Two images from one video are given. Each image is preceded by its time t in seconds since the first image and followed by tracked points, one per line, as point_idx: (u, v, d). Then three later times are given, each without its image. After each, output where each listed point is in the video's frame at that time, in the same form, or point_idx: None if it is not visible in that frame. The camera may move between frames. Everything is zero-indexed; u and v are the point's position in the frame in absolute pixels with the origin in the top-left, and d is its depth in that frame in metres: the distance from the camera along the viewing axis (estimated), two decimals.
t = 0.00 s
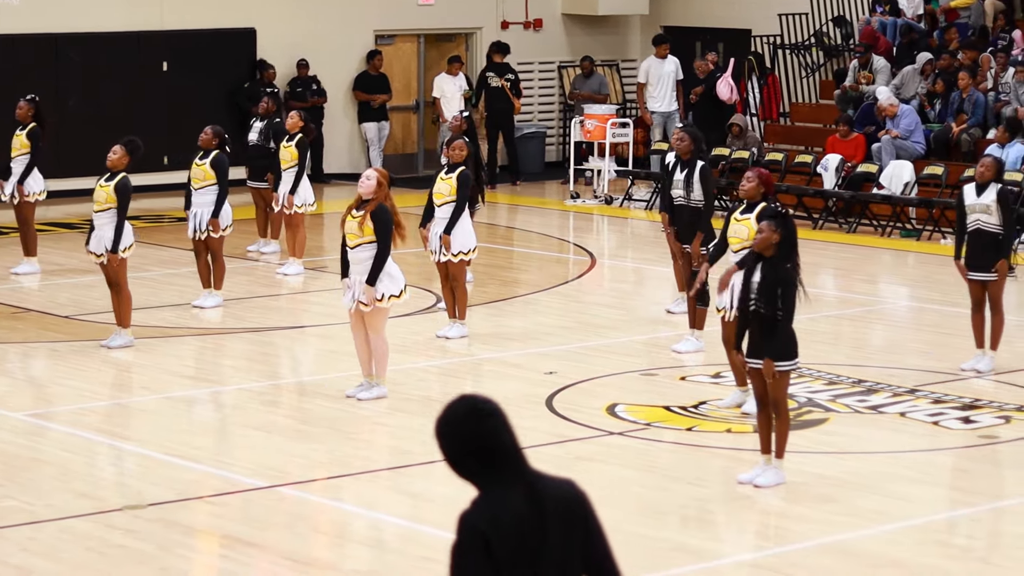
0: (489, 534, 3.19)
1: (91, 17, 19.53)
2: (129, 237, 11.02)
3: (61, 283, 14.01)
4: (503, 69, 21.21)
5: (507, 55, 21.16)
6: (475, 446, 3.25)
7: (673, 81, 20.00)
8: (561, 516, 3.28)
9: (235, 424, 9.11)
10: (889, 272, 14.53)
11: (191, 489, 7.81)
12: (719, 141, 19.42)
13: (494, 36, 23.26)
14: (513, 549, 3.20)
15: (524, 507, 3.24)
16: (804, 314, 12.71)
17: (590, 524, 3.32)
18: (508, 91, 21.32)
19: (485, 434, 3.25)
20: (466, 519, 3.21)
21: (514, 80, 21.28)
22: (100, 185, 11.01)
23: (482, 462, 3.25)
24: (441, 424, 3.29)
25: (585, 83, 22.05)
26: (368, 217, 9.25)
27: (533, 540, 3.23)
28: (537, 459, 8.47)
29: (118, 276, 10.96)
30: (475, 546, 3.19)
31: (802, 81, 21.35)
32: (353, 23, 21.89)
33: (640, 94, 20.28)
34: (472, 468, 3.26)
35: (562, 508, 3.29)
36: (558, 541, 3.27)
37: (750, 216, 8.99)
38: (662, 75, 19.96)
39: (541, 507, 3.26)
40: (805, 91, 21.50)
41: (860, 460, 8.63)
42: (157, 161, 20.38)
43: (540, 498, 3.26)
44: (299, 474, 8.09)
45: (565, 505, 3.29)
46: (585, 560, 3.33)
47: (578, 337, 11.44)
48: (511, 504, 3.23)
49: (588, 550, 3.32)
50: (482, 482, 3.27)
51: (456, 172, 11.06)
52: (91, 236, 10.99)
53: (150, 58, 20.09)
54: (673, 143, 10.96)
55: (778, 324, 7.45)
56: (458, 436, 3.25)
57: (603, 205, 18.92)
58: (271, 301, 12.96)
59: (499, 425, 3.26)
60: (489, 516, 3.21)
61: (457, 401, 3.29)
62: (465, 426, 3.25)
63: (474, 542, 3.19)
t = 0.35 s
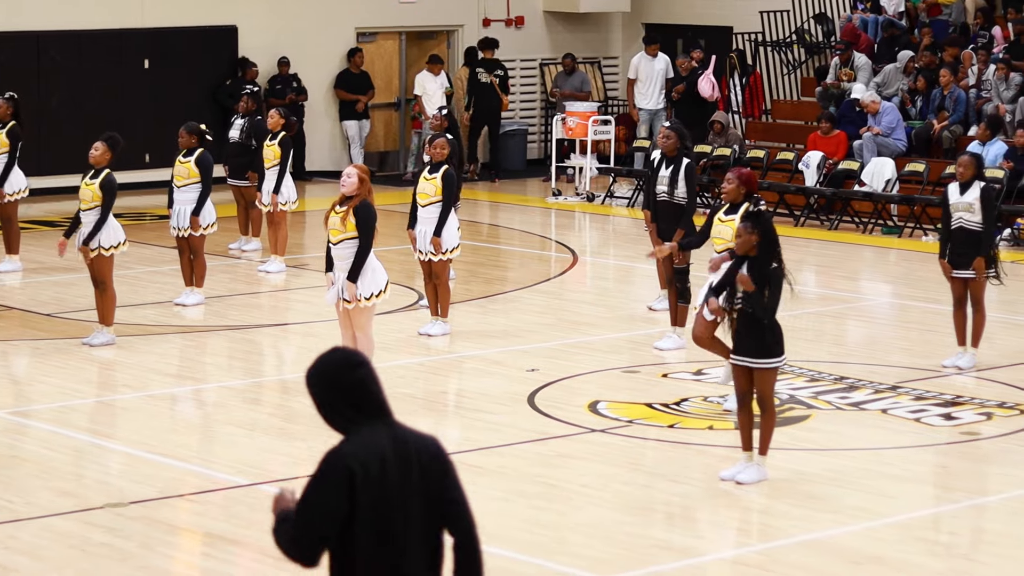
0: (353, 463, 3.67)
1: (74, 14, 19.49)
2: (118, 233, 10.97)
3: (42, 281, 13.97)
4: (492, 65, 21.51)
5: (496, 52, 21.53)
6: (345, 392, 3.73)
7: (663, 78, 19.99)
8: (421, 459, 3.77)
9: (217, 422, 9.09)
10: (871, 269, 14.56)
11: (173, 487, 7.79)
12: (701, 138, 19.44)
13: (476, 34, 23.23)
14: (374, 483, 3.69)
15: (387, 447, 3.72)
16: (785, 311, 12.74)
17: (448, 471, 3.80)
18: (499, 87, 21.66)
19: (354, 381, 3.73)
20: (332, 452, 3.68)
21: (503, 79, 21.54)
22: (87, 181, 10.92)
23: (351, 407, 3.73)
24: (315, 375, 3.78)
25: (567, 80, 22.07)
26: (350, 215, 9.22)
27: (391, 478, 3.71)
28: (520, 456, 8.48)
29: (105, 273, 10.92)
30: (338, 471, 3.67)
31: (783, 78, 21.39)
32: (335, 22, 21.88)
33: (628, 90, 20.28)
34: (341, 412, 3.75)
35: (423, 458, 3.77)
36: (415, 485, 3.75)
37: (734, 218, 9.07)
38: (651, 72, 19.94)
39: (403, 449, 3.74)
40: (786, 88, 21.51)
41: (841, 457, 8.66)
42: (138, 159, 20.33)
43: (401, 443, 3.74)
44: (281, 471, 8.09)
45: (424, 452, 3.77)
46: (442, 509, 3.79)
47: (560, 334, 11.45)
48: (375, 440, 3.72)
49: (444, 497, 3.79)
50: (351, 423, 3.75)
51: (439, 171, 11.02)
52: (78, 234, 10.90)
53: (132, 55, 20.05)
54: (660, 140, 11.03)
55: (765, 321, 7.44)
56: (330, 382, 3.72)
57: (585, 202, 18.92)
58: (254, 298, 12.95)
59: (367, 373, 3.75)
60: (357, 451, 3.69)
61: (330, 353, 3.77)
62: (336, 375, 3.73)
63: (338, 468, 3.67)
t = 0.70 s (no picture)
0: (238, 425, 3.95)
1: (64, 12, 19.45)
2: (111, 234, 10.96)
3: (33, 280, 13.94)
4: (481, 63, 21.54)
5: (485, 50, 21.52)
6: (240, 358, 3.98)
7: (658, 77, 19.98)
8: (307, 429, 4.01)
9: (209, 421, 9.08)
10: (862, 267, 14.58)
11: (166, 487, 7.78)
12: (691, 135, 19.45)
13: (467, 32, 23.20)
14: (257, 444, 3.96)
15: (274, 414, 3.97)
16: (776, 309, 12.74)
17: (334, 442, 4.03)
18: (484, 87, 21.58)
19: (250, 349, 3.98)
20: (220, 411, 3.98)
21: (489, 77, 21.49)
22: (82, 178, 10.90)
23: (244, 371, 4.00)
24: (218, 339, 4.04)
25: (558, 79, 22.09)
26: (343, 211, 9.20)
27: (276, 444, 3.97)
28: (512, 455, 8.48)
29: (98, 273, 10.90)
30: (221, 429, 3.96)
31: (774, 76, 21.40)
32: (325, 21, 21.86)
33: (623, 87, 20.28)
34: (238, 377, 4.01)
35: (310, 426, 4.01)
36: (300, 454, 4.00)
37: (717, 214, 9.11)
38: (648, 71, 19.96)
39: (291, 417, 3.99)
40: (776, 86, 21.53)
41: (833, 455, 8.67)
42: (128, 158, 20.29)
43: (287, 410, 3.99)
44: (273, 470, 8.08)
45: (312, 424, 4.01)
46: (325, 478, 4.02)
47: (552, 333, 11.44)
48: (263, 406, 3.98)
49: (329, 469, 4.02)
50: (248, 387, 4.02)
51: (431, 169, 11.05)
52: (73, 232, 10.88)
53: (122, 54, 20.00)
54: (649, 140, 10.90)
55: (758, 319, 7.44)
56: (226, 349, 3.99)
57: (576, 201, 18.93)
58: (245, 297, 12.93)
59: (263, 342, 4.00)
60: (247, 414, 3.97)
61: (232, 320, 4.02)
62: (232, 342, 3.98)
63: (223, 427, 3.96)
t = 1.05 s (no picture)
0: (149, 421, 4.02)
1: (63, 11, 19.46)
2: (114, 233, 11.00)
3: (32, 279, 13.93)
4: (478, 62, 21.60)
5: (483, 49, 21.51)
6: (145, 356, 4.04)
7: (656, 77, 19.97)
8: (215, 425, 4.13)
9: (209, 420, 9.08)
10: (862, 266, 14.58)
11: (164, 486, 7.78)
12: (691, 134, 19.46)
13: (466, 31, 23.20)
14: (168, 438, 4.03)
15: (184, 409, 4.06)
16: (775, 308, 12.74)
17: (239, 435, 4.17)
18: (480, 85, 21.67)
19: (156, 346, 4.05)
20: (128, 407, 4.03)
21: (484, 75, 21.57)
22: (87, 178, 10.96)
23: (149, 367, 4.05)
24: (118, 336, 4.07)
25: (556, 78, 22.11)
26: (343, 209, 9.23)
27: (186, 439, 4.06)
28: (511, 453, 8.48)
29: (100, 272, 10.89)
30: (132, 425, 4.02)
31: (774, 75, 21.40)
32: (323, 18, 21.83)
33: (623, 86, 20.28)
34: (144, 373, 4.07)
35: (218, 419, 4.13)
36: (209, 446, 4.11)
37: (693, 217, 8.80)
38: (646, 71, 19.94)
39: (198, 412, 4.09)
40: (776, 85, 21.54)
41: (833, 454, 8.67)
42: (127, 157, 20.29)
43: (197, 403, 4.09)
44: (273, 469, 8.08)
45: (218, 417, 4.13)
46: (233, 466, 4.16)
47: (551, 332, 11.45)
48: (171, 402, 4.06)
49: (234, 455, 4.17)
50: (152, 383, 4.09)
51: (424, 169, 11.09)
52: (75, 231, 10.90)
53: (121, 53, 20.00)
54: (647, 142, 10.91)
55: (754, 318, 7.45)
56: (131, 347, 4.02)
57: (576, 200, 18.93)
58: (244, 296, 12.93)
59: (170, 340, 4.07)
60: (156, 409, 4.03)
61: (133, 319, 4.06)
62: (138, 340, 4.03)
63: (133, 424, 4.02)
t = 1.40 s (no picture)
0: (75, 378, 4.34)
1: (69, 11, 19.49)
2: (122, 233, 11.00)
3: (38, 279, 13.94)
4: (490, 63, 21.58)
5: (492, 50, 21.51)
6: (75, 319, 4.40)
7: (662, 77, 19.96)
8: (137, 388, 4.44)
9: (216, 420, 9.09)
10: (868, 266, 14.57)
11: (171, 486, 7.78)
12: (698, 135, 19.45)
13: (473, 31, 23.22)
14: (92, 398, 4.35)
15: (108, 369, 4.39)
16: (781, 309, 12.73)
17: (161, 398, 4.47)
18: (495, 86, 21.65)
19: (85, 308, 4.40)
20: (56, 366, 4.36)
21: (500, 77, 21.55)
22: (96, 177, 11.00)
23: (78, 330, 4.41)
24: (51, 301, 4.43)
25: (561, 79, 22.11)
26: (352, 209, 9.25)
27: (109, 398, 4.38)
28: (518, 454, 8.48)
29: (107, 272, 10.89)
30: (58, 386, 4.33)
31: (781, 76, 21.39)
32: (330, 17, 21.84)
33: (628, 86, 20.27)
34: (74, 335, 4.42)
35: (140, 382, 4.45)
36: (131, 405, 4.42)
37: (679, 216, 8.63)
38: (652, 71, 19.94)
39: (121, 373, 4.41)
40: (782, 86, 21.52)
41: (840, 454, 8.66)
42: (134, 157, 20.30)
43: (120, 364, 4.42)
44: (280, 469, 8.08)
45: (141, 379, 4.45)
46: (152, 427, 4.45)
47: (557, 332, 11.44)
48: (96, 361, 4.39)
49: (157, 418, 4.46)
50: (81, 346, 4.43)
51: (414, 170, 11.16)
52: (84, 231, 10.94)
53: (128, 53, 20.02)
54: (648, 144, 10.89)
55: (757, 317, 7.43)
56: (61, 308, 4.40)
57: (582, 200, 18.91)
58: (251, 296, 12.93)
59: (97, 304, 4.43)
60: (83, 368, 4.36)
61: (66, 284, 4.43)
62: (68, 302, 4.40)
63: (60, 383, 4.33)
